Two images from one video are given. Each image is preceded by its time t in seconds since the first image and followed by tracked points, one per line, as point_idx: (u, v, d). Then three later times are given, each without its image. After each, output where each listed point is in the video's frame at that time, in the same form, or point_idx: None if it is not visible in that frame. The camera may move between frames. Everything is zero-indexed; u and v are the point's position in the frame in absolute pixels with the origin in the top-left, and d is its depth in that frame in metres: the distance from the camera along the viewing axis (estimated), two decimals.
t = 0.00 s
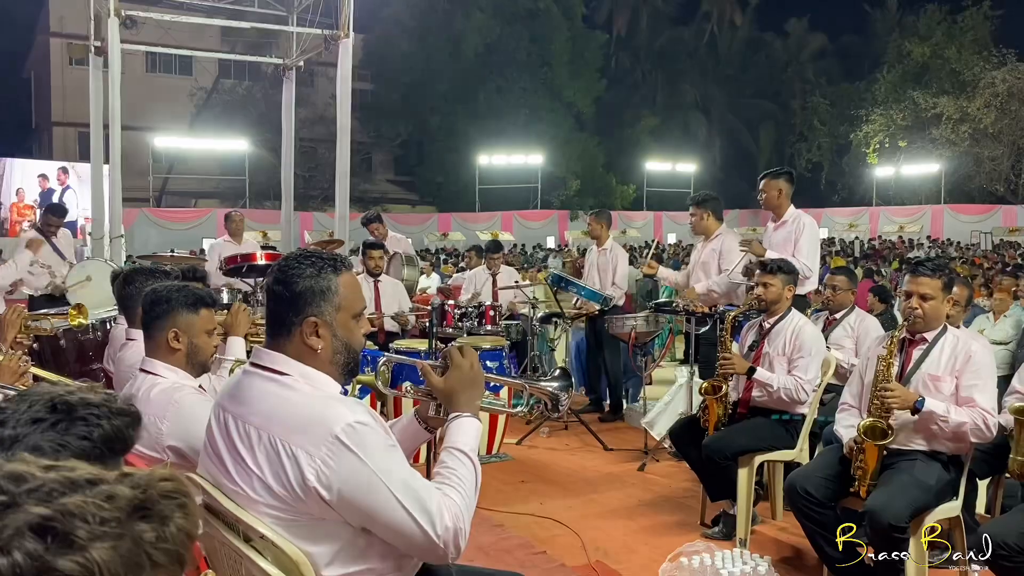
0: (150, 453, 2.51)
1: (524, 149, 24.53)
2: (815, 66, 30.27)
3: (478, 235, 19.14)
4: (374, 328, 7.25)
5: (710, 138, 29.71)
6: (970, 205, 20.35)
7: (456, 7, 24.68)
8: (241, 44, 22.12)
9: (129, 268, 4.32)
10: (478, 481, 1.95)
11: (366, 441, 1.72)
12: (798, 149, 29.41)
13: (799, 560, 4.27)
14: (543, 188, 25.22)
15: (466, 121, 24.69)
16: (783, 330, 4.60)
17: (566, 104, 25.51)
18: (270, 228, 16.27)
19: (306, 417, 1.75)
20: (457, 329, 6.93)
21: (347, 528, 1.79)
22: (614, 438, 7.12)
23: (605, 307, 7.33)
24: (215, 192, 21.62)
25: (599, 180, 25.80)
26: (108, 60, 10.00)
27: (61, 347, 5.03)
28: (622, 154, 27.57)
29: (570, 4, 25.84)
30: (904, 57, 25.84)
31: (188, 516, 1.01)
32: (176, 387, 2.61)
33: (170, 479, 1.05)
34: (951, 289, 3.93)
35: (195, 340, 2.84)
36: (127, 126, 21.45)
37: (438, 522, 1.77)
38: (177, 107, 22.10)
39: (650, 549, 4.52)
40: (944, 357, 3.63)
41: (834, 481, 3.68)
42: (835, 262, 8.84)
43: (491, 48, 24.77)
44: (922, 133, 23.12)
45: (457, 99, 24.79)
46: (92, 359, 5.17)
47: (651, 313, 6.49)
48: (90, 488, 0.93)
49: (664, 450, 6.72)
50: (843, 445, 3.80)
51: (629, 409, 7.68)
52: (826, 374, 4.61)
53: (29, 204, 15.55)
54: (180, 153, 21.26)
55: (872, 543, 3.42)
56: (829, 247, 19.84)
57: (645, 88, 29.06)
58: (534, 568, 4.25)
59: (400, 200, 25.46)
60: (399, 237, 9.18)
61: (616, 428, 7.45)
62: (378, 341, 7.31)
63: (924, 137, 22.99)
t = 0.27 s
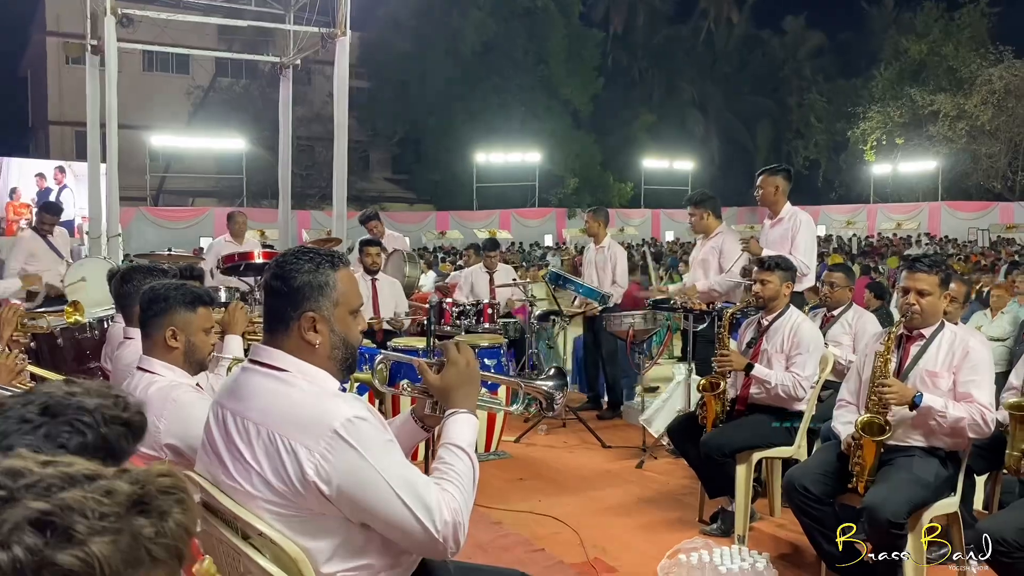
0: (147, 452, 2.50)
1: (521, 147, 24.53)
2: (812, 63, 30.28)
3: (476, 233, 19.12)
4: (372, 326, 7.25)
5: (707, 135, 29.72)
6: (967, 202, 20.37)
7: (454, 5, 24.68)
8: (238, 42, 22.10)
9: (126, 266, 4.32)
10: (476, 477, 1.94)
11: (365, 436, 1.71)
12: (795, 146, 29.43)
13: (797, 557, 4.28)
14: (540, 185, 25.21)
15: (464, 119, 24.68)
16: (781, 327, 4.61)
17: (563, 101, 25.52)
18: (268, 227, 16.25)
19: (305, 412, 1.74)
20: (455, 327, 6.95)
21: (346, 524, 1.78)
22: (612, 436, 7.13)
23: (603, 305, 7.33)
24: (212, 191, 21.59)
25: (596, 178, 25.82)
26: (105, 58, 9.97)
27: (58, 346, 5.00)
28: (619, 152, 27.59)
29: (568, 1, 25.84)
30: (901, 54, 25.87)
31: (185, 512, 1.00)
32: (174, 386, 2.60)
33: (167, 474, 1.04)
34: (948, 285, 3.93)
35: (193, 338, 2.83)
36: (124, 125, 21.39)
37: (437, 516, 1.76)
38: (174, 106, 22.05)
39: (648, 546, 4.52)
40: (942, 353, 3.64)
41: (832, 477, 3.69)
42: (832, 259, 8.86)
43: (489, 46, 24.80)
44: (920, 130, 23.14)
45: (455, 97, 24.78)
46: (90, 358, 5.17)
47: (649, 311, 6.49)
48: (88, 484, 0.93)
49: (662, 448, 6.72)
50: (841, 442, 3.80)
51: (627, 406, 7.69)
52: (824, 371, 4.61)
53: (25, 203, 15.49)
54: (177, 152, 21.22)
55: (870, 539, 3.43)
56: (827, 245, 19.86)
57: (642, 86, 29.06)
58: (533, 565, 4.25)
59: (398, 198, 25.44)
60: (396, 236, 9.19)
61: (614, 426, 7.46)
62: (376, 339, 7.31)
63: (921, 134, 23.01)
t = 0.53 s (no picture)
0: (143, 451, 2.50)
1: (519, 144, 24.53)
2: (809, 60, 30.28)
3: (474, 231, 19.12)
4: (370, 325, 7.26)
5: (705, 133, 29.71)
6: (965, 199, 20.37)
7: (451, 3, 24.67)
8: (235, 40, 22.08)
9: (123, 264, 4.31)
10: (471, 473, 1.95)
11: (360, 430, 1.72)
12: (792, 144, 29.46)
13: (795, 554, 4.28)
14: (538, 183, 25.22)
15: (461, 117, 24.66)
16: (778, 325, 4.61)
17: (561, 99, 25.53)
18: (266, 226, 16.24)
19: (301, 408, 1.74)
20: (453, 325, 6.99)
21: (343, 519, 1.77)
22: (610, 433, 7.14)
23: (600, 302, 7.32)
24: (209, 190, 21.57)
25: (594, 176, 25.84)
26: (101, 57, 9.95)
27: (55, 345, 5.01)
28: (616, 150, 27.58)
29: None
30: (898, 51, 25.88)
31: (177, 507, 1.00)
32: (170, 384, 2.60)
33: (159, 471, 1.04)
34: (944, 282, 3.94)
35: (189, 337, 2.83)
36: (121, 124, 21.36)
37: (433, 511, 1.76)
38: (171, 105, 22.03)
39: (646, 544, 4.53)
40: (938, 349, 3.65)
41: (829, 474, 3.69)
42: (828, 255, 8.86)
43: (486, 44, 24.83)
44: (917, 127, 23.16)
45: (452, 95, 24.78)
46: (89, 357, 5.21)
47: (646, 308, 6.50)
48: (79, 480, 0.93)
49: (660, 445, 6.73)
50: (839, 438, 3.81)
51: (625, 403, 7.70)
52: (821, 368, 4.62)
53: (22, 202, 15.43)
54: (174, 150, 21.18)
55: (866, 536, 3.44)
56: (824, 242, 19.87)
57: (639, 83, 29.06)
58: (531, 563, 4.25)
59: (396, 197, 25.42)
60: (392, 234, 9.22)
61: (611, 423, 7.48)
62: (374, 337, 7.32)
63: (918, 131, 23.03)
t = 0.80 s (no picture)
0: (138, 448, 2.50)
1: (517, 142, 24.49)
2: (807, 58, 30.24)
3: (472, 229, 19.12)
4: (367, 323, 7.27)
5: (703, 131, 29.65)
6: (963, 196, 20.34)
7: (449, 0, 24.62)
8: (233, 39, 22.05)
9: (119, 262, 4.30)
10: (464, 471, 1.95)
11: (352, 428, 1.71)
12: (790, 141, 29.42)
13: (792, 551, 4.29)
14: (537, 181, 25.18)
15: (459, 115, 24.63)
16: (774, 322, 4.61)
17: (559, 97, 25.49)
18: (264, 224, 16.22)
19: (294, 405, 1.73)
20: (451, 323, 7.00)
21: (335, 517, 1.77)
22: (607, 431, 7.15)
23: (598, 300, 7.32)
24: (208, 188, 21.54)
25: (592, 174, 25.80)
26: (98, 55, 9.93)
27: (52, 343, 4.99)
28: (615, 148, 27.54)
29: None
30: (897, 49, 25.83)
31: (154, 501, 0.99)
32: (164, 382, 2.60)
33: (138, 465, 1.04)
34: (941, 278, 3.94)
35: (184, 335, 2.82)
36: (119, 122, 21.32)
37: (425, 509, 1.76)
38: (169, 103, 21.99)
39: (643, 540, 4.53)
40: (934, 346, 3.64)
41: (825, 471, 3.69)
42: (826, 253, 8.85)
43: (485, 42, 24.79)
44: (915, 124, 23.13)
45: (450, 93, 24.74)
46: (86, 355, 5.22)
47: (643, 305, 6.50)
48: (53, 474, 0.93)
49: (657, 442, 6.73)
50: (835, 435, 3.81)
51: (622, 401, 7.71)
52: (818, 365, 4.62)
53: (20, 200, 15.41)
54: (172, 148, 21.15)
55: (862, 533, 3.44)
56: (821, 240, 19.85)
57: (637, 81, 29.03)
58: (527, 560, 4.25)
59: (394, 195, 25.39)
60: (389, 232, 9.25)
61: (609, 421, 7.49)
62: (371, 335, 7.33)
63: (916, 128, 23.02)
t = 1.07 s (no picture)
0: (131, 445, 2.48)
1: (516, 140, 24.48)
2: (806, 56, 30.24)
3: (471, 227, 19.10)
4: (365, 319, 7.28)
5: (703, 128, 29.57)
6: (961, 194, 20.34)
7: None
8: (231, 35, 21.98)
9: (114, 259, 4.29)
10: (458, 469, 1.94)
11: (345, 425, 1.70)
12: (790, 139, 29.40)
13: (788, 548, 4.29)
14: (536, 179, 25.14)
15: (458, 112, 24.62)
16: (772, 318, 4.60)
17: (558, 94, 25.47)
18: (262, 221, 16.20)
19: (286, 403, 1.72)
20: (449, 320, 7.00)
21: (327, 515, 1.76)
22: (605, 428, 7.15)
23: (595, 297, 7.32)
24: (207, 185, 21.52)
25: (591, 171, 25.81)
26: (96, 52, 9.91)
27: (48, 340, 4.96)
28: (614, 144, 27.47)
29: None
30: (896, 46, 25.83)
31: (129, 494, 1.00)
32: (158, 378, 2.59)
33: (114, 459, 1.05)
34: (940, 276, 3.93)
35: (178, 332, 2.81)
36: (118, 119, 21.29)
37: (418, 508, 1.75)
38: (168, 100, 21.96)
39: (639, 538, 4.53)
40: (932, 344, 3.64)
41: (822, 468, 3.69)
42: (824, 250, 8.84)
43: (484, 39, 24.77)
44: (914, 122, 23.14)
45: (449, 91, 24.72)
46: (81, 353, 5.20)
47: (641, 303, 6.49)
48: (27, 467, 0.94)
49: (654, 440, 6.73)
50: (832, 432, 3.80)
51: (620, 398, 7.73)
52: (815, 362, 4.62)
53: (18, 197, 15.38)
54: (171, 145, 21.11)
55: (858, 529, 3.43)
56: (820, 238, 19.85)
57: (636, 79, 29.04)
58: (524, 557, 4.25)
59: (394, 192, 25.37)
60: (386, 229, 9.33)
61: (607, 418, 7.50)
62: (369, 332, 7.34)
63: (915, 126, 23.03)
